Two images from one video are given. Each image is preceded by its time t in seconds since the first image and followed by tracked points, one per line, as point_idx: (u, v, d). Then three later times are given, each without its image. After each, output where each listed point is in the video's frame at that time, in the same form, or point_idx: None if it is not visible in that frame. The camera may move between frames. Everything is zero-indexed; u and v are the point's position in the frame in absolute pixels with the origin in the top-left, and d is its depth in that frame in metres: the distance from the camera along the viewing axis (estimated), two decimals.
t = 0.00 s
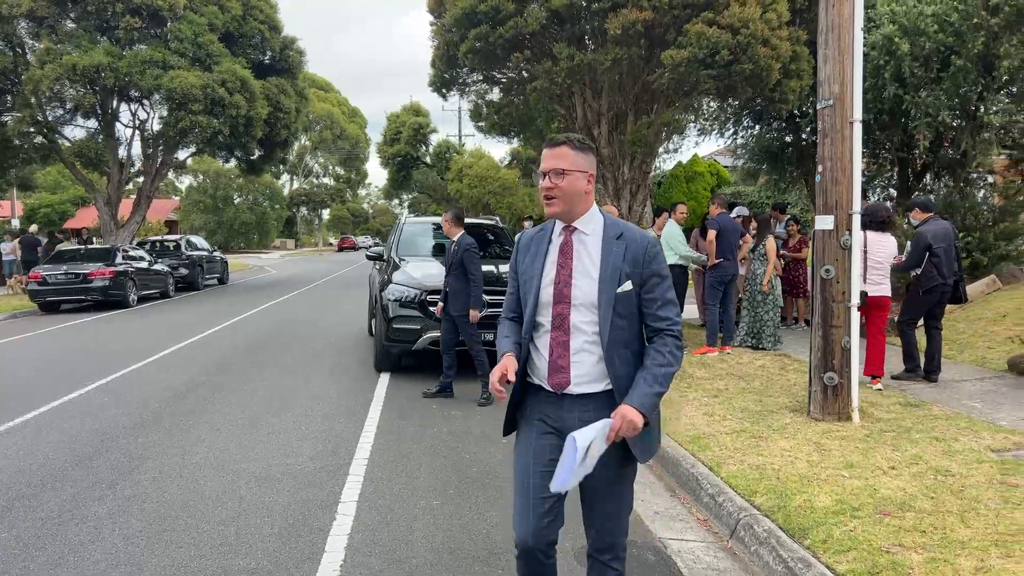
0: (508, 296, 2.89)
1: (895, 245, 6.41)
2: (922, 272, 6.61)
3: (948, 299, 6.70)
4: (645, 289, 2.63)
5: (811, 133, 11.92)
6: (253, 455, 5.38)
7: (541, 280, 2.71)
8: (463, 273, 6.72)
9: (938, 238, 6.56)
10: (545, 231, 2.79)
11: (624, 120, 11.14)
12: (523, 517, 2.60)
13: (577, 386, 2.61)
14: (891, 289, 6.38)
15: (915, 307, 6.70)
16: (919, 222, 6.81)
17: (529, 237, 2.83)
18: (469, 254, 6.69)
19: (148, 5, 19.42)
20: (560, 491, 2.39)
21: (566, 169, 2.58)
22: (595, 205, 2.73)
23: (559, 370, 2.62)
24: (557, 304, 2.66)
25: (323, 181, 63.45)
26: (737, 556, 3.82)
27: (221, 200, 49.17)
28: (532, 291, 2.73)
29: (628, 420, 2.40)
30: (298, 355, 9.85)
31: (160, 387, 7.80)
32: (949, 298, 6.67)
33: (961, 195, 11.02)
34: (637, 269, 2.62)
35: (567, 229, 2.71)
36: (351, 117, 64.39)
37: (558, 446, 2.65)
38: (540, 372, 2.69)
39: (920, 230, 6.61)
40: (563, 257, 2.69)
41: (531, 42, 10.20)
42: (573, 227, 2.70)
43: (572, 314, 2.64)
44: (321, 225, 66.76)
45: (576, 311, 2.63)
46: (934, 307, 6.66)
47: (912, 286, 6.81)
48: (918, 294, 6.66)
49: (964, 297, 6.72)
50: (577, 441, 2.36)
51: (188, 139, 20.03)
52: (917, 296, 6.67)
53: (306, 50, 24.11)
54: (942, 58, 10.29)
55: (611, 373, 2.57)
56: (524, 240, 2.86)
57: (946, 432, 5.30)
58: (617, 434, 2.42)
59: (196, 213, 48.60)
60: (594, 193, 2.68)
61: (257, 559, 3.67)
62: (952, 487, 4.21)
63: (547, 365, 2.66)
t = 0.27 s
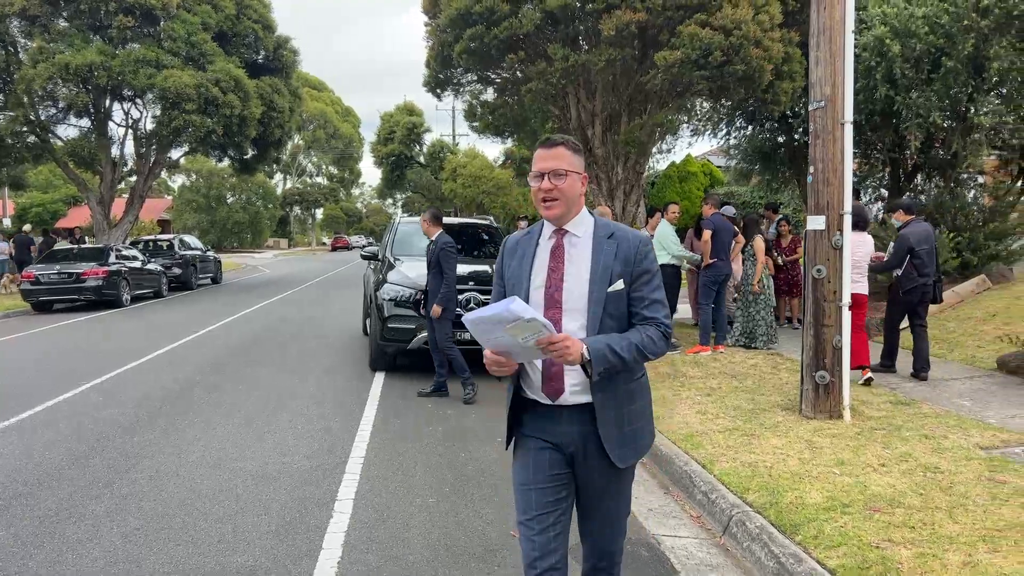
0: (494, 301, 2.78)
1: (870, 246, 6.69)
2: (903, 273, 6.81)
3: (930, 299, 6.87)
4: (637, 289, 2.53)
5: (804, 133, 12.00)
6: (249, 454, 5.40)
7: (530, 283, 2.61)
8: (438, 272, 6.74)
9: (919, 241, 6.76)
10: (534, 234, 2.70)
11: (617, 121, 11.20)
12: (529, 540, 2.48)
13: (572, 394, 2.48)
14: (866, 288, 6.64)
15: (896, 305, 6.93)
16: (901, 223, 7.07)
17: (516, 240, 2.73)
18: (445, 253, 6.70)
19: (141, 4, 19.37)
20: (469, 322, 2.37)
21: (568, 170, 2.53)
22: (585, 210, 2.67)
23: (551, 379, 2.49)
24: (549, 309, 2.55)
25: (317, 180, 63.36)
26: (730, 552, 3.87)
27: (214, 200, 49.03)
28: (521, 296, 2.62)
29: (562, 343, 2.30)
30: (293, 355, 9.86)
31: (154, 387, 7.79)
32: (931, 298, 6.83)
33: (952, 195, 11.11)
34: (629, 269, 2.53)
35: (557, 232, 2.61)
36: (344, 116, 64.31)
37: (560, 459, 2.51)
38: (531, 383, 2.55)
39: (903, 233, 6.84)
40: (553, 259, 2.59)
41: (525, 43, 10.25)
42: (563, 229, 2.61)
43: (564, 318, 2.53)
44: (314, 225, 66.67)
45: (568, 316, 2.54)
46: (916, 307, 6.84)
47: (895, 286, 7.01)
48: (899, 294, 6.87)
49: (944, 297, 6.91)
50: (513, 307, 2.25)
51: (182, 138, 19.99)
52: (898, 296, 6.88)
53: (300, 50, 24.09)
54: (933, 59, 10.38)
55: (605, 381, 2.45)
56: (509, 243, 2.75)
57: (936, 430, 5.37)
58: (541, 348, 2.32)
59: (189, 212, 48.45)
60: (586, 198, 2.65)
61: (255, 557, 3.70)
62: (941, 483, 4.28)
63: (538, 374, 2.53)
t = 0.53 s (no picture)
0: (480, 310, 2.76)
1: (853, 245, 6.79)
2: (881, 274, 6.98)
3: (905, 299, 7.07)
4: (624, 296, 2.45)
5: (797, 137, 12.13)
6: (250, 454, 5.45)
7: (512, 290, 2.56)
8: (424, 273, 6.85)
9: (899, 244, 6.94)
10: (515, 240, 2.66)
11: (613, 124, 11.30)
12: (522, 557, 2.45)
13: (556, 405, 2.42)
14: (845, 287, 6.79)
15: (875, 306, 7.05)
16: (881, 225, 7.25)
17: (499, 248, 2.70)
18: (431, 253, 6.79)
19: (136, 6, 19.37)
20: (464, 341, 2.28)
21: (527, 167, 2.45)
22: (565, 210, 2.59)
23: (534, 388, 2.44)
24: (531, 314, 2.49)
25: (311, 182, 63.31)
26: (726, 549, 3.95)
27: (207, 201, 48.92)
28: (503, 303, 2.59)
29: (559, 363, 2.24)
30: (290, 356, 9.90)
31: (153, 388, 7.82)
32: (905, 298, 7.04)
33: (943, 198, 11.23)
34: (615, 275, 2.45)
35: (536, 235, 2.56)
36: (338, 118, 64.29)
37: (550, 480, 2.45)
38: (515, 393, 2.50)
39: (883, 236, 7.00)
40: (534, 264, 2.53)
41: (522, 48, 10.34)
42: (543, 233, 2.55)
43: (545, 325, 2.47)
44: (308, 227, 66.62)
45: (550, 321, 2.47)
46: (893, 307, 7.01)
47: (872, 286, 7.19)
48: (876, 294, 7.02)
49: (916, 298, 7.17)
50: (515, 326, 2.16)
51: (176, 140, 19.99)
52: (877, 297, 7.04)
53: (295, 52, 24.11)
54: (924, 64, 10.51)
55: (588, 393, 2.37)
56: (494, 252, 2.73)
57: (927, 429, 5.47)
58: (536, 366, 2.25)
59: (182, 214, 48.33)
60: (563, 197, 2.56)
61: (261, 554, 3.76)
62: (931, 481, 4.37)
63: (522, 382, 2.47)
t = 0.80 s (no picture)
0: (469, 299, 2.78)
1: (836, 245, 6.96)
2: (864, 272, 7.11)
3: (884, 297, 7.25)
4: (608, 287, 2.43)
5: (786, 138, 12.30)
6: (252, 450, 5.52)
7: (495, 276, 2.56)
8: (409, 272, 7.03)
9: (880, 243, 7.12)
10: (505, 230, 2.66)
11: (606, 125, 11.43)
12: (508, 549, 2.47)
13: (527, 395, 2.40)
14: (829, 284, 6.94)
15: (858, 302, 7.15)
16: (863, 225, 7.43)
17: (490, 238, 2.71)
18: (412, 252, 6.96)
19: (127, 5, 19.31)
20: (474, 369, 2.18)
21: (507, 154, 2.43)
22: (553, 198, 2.56)
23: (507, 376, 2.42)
24: (509, 299, 2.48)
25: (301, 181, 63.13)
26: (722, 539, 4.07)
27: (196, 201, 48.67)
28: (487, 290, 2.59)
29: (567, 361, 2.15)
30: (286, 355, 9.95)
31: (150, 386, 7.86)
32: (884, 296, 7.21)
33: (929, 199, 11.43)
34: (599, 265, 2.43)
35: (523, 223, 2.55)
36: (328, 117, 64.12)
37: (526, 476, 2.45)
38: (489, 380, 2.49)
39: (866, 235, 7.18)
40: (516, 251, 2.52)
41: (517, 50, 10.45)
42: (528, 221, 2.53)
43: (522, 311, 2.45)
44: (298, 226, 66.45)
45: (527, 307, 2.44)
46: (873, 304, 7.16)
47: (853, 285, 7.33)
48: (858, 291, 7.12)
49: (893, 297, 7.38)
50: (526, 337, 2.09)
51: (168, 139, 19.95)
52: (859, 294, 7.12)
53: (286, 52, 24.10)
54: (911, 67, 10.68)
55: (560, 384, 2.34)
56: (485, 242, 2.74)
57: (915, 424, 5.61)
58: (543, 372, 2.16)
59: (171, 213, 48.08)
60: (548, 185, 2.53)
61: (269, 545, 3.85)
62: (920, 473, 4.51)
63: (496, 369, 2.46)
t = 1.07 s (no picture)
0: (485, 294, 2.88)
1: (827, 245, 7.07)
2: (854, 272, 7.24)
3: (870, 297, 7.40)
4: (591, 289, 2.38)
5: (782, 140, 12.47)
6: (261, 447, 5.63)
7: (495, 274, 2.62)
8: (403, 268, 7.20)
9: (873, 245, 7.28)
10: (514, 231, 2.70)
11: (604, 128, 11.57)
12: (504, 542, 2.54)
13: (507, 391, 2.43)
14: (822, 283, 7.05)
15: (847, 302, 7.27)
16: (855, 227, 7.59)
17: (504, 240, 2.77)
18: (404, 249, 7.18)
19: (127, 7, 19.39)
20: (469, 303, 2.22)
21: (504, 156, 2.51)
22: (553, 199, 2.55)
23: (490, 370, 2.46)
24: (500, 297, 2.52)
25: (297, 183, 63.14)
26: (723, 531, 4.20)
27: (192, 202, 48.66)
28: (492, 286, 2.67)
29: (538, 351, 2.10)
30: (288, 356, 10.05)
31: (156, 387, 7.96)
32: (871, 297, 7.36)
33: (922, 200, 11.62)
34: (582, 266, 2.40)
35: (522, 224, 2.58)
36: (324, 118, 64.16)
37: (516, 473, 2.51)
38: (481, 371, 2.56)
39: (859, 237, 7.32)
40: (512, 250, 2.57)
41: (517, 54, 10.59)
42: (526, 222, 2.56)
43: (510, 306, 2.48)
44: (294, 228, 66.50)
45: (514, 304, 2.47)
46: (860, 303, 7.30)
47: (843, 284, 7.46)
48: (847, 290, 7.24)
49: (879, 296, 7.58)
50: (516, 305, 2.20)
51: (167, 141, 20.02)
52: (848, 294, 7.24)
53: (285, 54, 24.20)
54: (905, 70, 10.83)
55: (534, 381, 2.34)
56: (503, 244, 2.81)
57: (909, 420, 5.76)
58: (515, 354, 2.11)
59: (167, 215, 48.05)
60: (548, 185, 2.54)
61: (285, 537, 3.97)
62: (913, 466, 4.66)
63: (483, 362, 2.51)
